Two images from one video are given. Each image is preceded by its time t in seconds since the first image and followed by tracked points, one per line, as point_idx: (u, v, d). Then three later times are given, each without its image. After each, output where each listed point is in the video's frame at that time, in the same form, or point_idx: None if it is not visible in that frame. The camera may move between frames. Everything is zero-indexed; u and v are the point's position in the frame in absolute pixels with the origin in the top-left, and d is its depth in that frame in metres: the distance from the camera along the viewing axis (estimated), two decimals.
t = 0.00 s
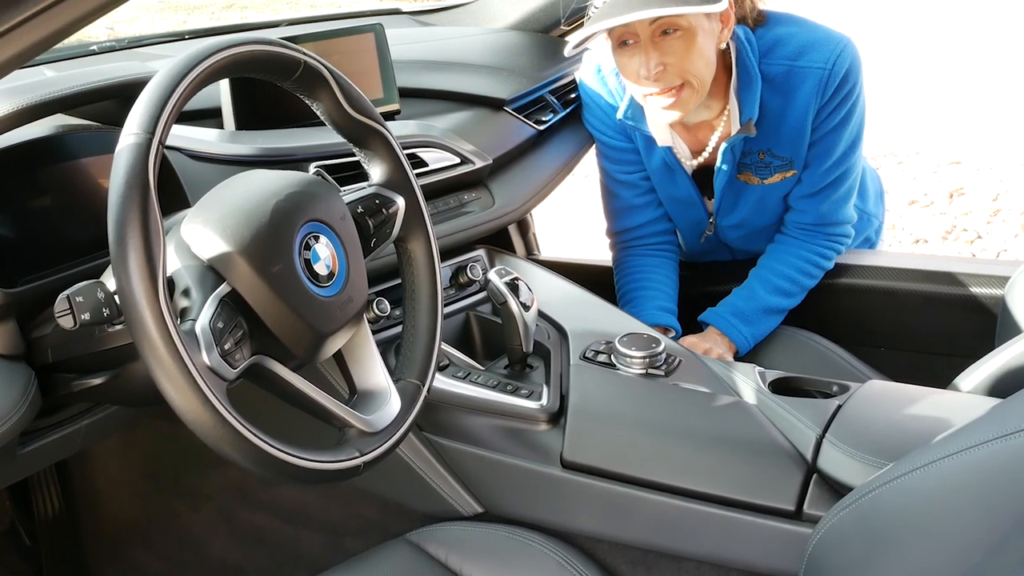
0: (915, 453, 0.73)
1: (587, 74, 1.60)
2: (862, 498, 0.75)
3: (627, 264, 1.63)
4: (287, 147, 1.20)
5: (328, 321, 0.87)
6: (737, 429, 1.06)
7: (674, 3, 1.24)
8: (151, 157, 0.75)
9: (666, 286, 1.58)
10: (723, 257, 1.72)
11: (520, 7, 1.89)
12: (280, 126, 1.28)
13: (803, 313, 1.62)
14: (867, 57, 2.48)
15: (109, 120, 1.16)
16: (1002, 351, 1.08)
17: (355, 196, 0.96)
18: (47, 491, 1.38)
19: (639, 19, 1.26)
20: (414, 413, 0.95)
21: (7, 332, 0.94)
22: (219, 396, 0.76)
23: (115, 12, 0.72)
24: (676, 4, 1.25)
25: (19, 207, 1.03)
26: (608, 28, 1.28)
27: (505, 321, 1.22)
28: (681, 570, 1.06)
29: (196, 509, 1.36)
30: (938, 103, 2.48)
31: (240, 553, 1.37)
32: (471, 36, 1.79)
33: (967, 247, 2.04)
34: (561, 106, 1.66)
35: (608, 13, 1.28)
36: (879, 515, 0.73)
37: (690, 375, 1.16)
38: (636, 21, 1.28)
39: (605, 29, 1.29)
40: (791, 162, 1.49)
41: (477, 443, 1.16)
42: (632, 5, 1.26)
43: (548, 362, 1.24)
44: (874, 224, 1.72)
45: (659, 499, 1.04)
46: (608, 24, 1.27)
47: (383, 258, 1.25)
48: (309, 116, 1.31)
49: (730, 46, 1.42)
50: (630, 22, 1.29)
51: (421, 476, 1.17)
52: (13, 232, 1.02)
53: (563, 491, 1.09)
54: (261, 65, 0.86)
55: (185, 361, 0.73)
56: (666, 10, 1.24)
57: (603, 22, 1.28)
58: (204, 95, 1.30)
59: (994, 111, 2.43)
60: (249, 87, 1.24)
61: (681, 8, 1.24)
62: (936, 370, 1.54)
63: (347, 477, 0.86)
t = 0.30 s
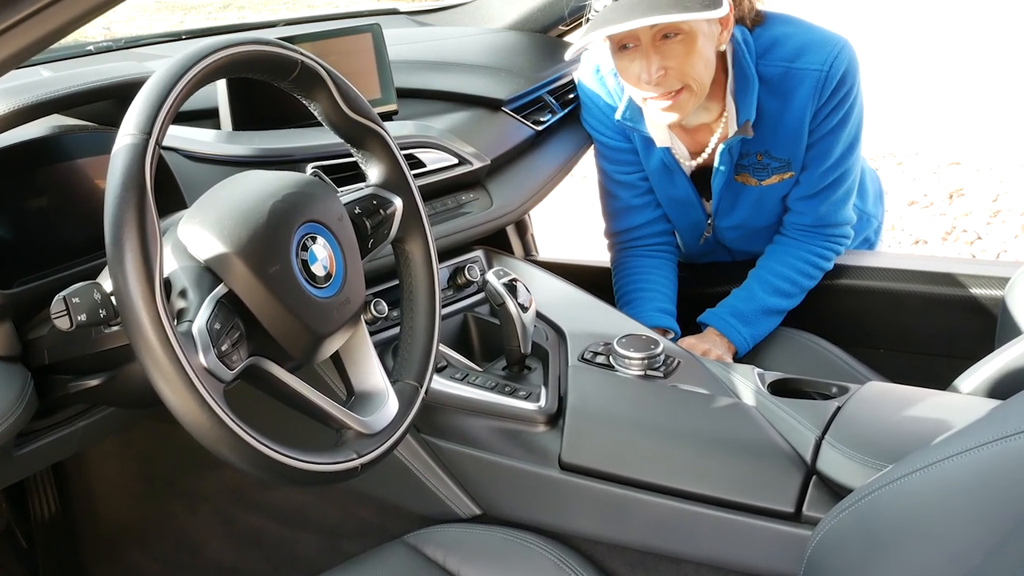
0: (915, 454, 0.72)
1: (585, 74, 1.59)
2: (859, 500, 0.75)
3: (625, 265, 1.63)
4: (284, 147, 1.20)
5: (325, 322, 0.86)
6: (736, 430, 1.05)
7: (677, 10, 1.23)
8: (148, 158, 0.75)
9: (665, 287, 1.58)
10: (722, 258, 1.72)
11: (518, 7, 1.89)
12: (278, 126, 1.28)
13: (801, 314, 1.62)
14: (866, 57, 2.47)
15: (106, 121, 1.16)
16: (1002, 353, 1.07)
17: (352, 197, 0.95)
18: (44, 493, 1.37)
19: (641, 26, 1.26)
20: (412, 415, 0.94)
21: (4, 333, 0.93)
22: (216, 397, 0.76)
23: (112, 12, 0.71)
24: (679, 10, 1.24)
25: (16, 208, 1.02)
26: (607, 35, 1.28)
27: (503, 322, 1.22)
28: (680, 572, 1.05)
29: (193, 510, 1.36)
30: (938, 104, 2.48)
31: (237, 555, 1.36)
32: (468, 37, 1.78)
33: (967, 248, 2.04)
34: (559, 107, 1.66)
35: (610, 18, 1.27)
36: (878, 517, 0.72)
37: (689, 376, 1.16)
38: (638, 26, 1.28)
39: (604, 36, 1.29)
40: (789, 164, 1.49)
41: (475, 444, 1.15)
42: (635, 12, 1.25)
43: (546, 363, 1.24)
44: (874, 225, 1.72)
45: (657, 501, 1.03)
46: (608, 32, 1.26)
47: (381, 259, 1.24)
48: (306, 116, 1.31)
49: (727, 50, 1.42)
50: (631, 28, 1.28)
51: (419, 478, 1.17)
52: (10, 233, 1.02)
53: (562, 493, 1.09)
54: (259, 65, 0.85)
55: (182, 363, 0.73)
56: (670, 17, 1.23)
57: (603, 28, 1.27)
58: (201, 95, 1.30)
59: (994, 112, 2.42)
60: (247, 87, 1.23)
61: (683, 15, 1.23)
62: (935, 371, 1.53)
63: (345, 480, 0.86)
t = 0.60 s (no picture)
0: (914, 457, 0.72)
1: (582, 74, 1.58)
2: (857, 505, 0.74)
3: (624, 265, 1.62)
4: (281, 148, 1.19)
5: (321, 323, 0.86)
6: (734, 432, 1.05)
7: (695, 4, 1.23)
8: (145, 159, 0.74)
9: (664, 287, 1.58)
10: (720, 257, 1.73)
11: (516, 7, 1.89)
12: (276, 127, 1.27)
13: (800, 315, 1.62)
14: (865, 58, 2.47)
15: (103, 121, 1.16)
16: (1002, 354, 1.07)
17: (349, 198, 0.95)
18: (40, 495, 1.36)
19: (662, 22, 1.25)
20: (410, 415, 0.94)
21: None
22: (213, 399, 0.75)
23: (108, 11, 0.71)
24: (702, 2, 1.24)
25: (11, 209, 1.02)
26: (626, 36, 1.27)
27: (501, 323, 1.22)
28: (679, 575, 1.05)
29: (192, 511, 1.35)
30: (937, 104, 2.48)
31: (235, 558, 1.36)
32: (466, 37, 1.78)
33: (966, 249, 2.04)
34: (557, 107, 1.65)
35: (629, 16, 1.27)
36: (878, 520, 0.72)
37: (687, 378, 1.16)
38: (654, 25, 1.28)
39: (622, 38, 1.28)
40: (784, 161, 1.49)
41: (474, 446, 1.15)
42: (655, 8, 1.25)
43: (544, 365, 1.23)
44: (874, 224, 1.71)
45: (656, 503, 1.03)
46: (627, 32, 1.25)
47: (378, 260, 1.24)
48: (303, 116, 1.31)
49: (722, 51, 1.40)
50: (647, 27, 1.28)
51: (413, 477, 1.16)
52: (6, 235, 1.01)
53: (560, 496, 1.09)
54: (256, 65, 0.85)
55: (179, 364, 0.72)
56: (692, 10, 1.23)
57: (623, 30, 1.26)
58: (198, 95, 1.29)
59: (993, 112, 2.42)
60: (245, 88, 1.23)
61: (704, 7, 1.23)
62: (935, 372, 1.53)
63: (343, 481, 0.86)
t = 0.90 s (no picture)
0: (914, 458, 0.71)
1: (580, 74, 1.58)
2: (856, 508, 0.74)
3: (623, 266, 1.62)
4: (279, 148, 1.19)
5: (319, 324, 0.85)
6: (733, 434, 1.05)
7: (689, 9, 1.22)
8: (142, 160, 0.74)
9: (663, 287, 1.58)
10: (719, 259, 1.72)
11: (514, 7, 1.88)
12: (276, 128, 1.27)
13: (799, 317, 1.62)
14: (864, 58, 2.47)
15: (101, 121, 1.15)
16: (1002, 355, 1.07)
17: (346, 199, 0.95)
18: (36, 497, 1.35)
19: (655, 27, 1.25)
20: (408, 417, 0.94)
21: None
22: (210, 401, 0.75)
23: (105, 12, 0.71)
24: (693, 8, 1.23)
25: (8, 210, 1.01)
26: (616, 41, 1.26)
27: (499, 325, 1.21)
28: None
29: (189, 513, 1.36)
30: (937, 104, 2.48)
31: (232, 560, 1.35)
32: (465, 37, 1.78)
33: (966, 250, 2.05)
34: (556, 108, 1.65)
35: (620, 23, 1.26)
36: (876, 521, 0.72)
37: (686, 380, 1.15)
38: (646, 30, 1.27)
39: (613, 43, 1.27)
40: (783, 162, 1.49)
41: (471, 448, 1.14)
42: (646, 15, 1.24)
43: (542, 367, 1.23)
44: (874, 225, 1.71)
45: (655, 505, 1.02)
46: (618, 37, 1.25)
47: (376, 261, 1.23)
48: (301, 117, 1.31)
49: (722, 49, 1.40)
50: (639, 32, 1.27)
51: (410, 478, 1.16)
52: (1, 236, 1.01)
53: (558, 498, 1.08)
54: (254, 66, 0.85)
55: (175, 365, 0.72)
56: (684, 15, 1.23)
57: (614, 36, 1.25)
58: (196, 96, 1.29)
59: (993, 113, 2.42)
60: (243, 89, 1.22)
61: (697, 13, 1.22)
62: (935, 374, 1.53)
63: (341, 483, 0.85)
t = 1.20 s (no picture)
0: (914, 460, 0.71)
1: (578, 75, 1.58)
2: (856, 509, 0.74)
3: (622, 266, 1.62)
4: (277, 149, 1.19)
5: (317, 325, 0.85)
6: (731, 435, 1.04)
7: (687, 17, 1.22)
8: (139, 161, 0.73)
9: (660, 288, 1.57)
10: (718, 260, 1.72)
11: (513, 7, 1.88)
12: (274, 129, 1.26)
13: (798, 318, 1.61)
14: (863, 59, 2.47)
15: (98, 122, 1.15)
16: (1002, 356, 1.06)
17: (344, 199, 0.94)
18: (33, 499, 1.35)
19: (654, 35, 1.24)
20: (406, 418, 0.93)
21: None
22: (208, 402, 0.74)
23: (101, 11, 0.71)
24: (690, 15, 1.23)
25: (5, 211, 1.01)
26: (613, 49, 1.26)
27: (497, 326, 1.21)
28: None
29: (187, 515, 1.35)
30: (937, 104, 2.48)
31: (229, 562, 1.35)
32: (463, 37, 1.78)
33: (966, 251, 2.05)
34: (554, 108, 1.65)
35: (618, 30, 1.26)
36: (875, 524, 0.71)
37: (685, 381, 1.15)
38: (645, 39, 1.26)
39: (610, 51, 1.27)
40: (788, 165, 1.48)
41: (470, 450, 1.14)
42: (643, 23, 1.24)
43: (541, 368, 1.22)
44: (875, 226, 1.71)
45: (653, 507, 1.02)
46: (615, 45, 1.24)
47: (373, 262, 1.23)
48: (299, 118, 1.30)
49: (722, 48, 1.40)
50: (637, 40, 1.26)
51: (409, 480, 1.15)
52: None
53: (556, 500, 1.08)
54: (251, 66, 0.84)
55: (172, 367, 0.72)
56: (682, 24, 1.22)
57: (612, 43, 1.25)
58: (193, 96, 1.28)
59: (993, 113, 2.42)
60: (240, 90, 1.22)
61: (695, 21, 1.22)
62: (934, 375, 1.52)
63: (339, 485, 0.85)
